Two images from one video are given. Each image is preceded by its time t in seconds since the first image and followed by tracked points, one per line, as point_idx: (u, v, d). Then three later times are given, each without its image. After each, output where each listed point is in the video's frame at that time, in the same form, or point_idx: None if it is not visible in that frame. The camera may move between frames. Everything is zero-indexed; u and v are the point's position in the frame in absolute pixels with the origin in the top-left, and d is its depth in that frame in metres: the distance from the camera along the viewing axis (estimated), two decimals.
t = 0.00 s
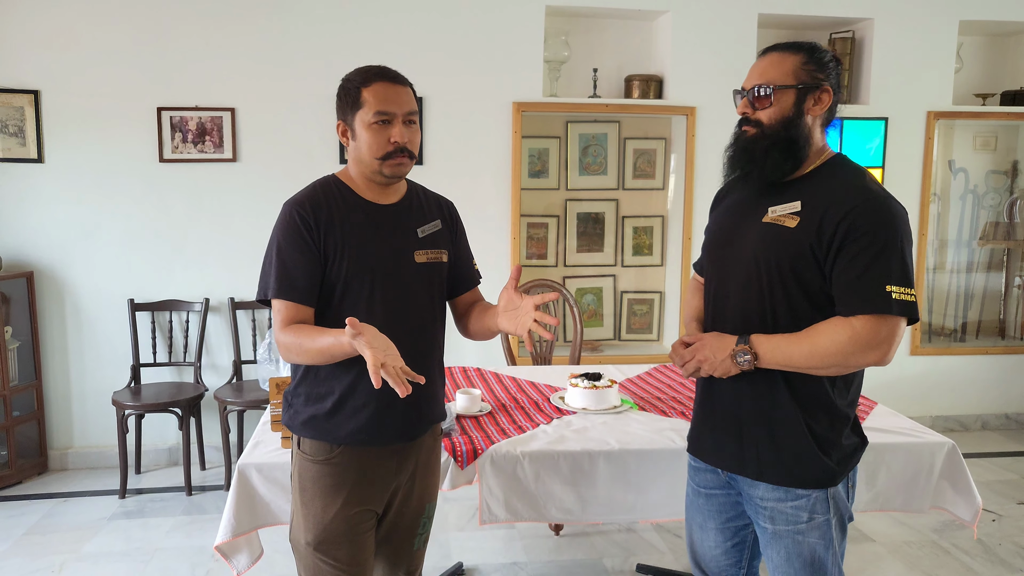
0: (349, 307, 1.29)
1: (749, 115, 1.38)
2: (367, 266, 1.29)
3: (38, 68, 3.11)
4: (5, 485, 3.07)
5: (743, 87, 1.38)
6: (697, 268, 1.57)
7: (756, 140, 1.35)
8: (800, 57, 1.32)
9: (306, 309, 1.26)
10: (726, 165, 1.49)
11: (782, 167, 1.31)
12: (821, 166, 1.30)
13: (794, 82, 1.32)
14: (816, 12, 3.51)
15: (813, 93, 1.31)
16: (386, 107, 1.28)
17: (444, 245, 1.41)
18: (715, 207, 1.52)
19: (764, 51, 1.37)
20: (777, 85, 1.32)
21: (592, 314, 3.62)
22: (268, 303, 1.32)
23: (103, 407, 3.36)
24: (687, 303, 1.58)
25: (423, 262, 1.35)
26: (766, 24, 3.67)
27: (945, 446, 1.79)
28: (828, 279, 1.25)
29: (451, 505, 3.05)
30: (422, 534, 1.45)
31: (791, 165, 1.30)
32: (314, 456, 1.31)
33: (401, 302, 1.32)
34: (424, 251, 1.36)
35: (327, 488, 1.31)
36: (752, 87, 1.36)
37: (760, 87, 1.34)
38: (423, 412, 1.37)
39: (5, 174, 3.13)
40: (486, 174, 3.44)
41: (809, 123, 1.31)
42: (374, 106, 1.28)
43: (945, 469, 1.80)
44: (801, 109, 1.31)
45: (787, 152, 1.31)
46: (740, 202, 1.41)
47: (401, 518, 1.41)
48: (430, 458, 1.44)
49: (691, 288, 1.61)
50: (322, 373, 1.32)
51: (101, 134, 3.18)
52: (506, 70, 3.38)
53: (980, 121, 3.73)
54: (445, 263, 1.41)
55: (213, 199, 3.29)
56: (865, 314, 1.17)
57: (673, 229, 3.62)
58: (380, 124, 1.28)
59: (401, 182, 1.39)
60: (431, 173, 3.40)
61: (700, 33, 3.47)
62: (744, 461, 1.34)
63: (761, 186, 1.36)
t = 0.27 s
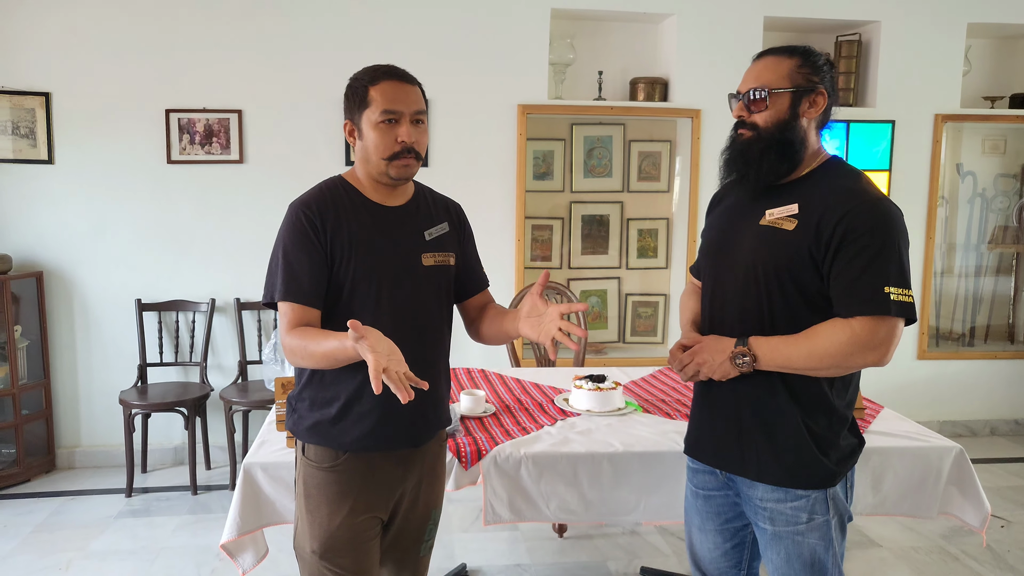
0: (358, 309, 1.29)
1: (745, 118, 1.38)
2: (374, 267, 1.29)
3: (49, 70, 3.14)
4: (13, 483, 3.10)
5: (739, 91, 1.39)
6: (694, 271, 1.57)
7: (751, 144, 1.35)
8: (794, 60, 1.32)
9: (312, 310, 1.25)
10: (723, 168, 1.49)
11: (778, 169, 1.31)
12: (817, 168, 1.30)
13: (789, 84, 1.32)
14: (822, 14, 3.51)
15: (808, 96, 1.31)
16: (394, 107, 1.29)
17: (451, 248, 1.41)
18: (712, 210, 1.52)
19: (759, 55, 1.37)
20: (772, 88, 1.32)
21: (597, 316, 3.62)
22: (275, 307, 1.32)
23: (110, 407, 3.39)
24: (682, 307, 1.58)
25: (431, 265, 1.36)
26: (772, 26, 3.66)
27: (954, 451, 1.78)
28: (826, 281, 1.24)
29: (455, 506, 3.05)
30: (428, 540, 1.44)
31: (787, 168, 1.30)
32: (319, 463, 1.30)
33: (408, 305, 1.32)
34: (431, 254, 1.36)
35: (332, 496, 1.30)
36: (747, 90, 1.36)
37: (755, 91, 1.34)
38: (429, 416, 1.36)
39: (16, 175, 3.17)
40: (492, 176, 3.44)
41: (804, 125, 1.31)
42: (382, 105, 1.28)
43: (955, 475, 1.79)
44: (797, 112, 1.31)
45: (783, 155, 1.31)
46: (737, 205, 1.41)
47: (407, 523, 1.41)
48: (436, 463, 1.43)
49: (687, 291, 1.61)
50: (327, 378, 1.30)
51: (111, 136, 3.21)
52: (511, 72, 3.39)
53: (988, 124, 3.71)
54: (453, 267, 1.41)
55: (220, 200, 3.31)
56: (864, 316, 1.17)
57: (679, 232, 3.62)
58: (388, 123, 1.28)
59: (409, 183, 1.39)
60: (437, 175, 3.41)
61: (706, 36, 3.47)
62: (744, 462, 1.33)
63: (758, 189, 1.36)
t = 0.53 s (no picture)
0: (358, 313, 1.25)
1: (743, 119, 1.39)
2: (375, 268, 1.25)
3: (52, 74, 3.16)
4: (18, 485, 3.11)
5: (736, 91, 1.39)
6: (691, 270, 1.59)
7: (749, 144, 1.36)
8: (791, 61, 1.33)
9: (310, 314, 1.20)
10: (721, 168, 1.50)
11: (774, 170, 1.33)
12: (813, 168, 1.31)
13: (785, 85, 1.33)
14: (821, 15, 3.52)
15: (805, 96, 1.33)
16: (396, 104, 1.24)
17: (452, 248, 1.37)
18: (709, 210, 1.53)
19: (756, 55, 1.38)
20: (769, 89, 1.33)
21: (599, 316, 3.64)
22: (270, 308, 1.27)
23: (114, 409, 3.40)
24: (681, 308, 1.59)
25: (433, 266, 1.32)
26: (772, 27, 3.68)
27: (954, 448, 1.79)
28: (824, 280, 1.25)
29: (458, 506, 3.06)
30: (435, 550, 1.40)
31: (784, 169, 1.33)
32: (321, 473, 1.25)
33: (410, 307, 1.28)
34: (432, 255, 1.32)
35: (335, 506, 1.25)
36: (744, 90, 1.37)
37: (753, 91, 1.35)
38: (434, 421, 1.32)
39: (20, 179, 3.18)
40: (493, 177, 3.46)
41: (801, 127, 1.33)
42: (382, 102, 1.24)
43: (955, 472, 1.80)
44: (793, 113, 1.33)
45: (781, 155, 1.32)
46: (733, 205, 1.42)
47: (413, 533, 1.36)
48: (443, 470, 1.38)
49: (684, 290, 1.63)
50: (329, 384, 1.25)
51: (113, 139, 3.23)
52: (512, 74, 3.40)
53: (988, 124, 3.72)
54: (454, 268, 1.37)
55: (223, 203, 3.33)
56: (861, 315, 1.18)
57: (679, 232, 3.63)
58: (388, 120, 1.24)
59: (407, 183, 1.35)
60: (438, 177, 3.42)
61: (706, 37, 3.48)
62: (745, 461, 1.34)
63: (755, 189, 1.38)
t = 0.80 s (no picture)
0: (355, 314, 1.23)
1: (747, 119, 1.39)
2: (370, 269, 1.23)
3: (53, 75, 3.16)
4: (19, 486, 3.11)
5: (740, 91, 1.40)
6: (695, 270, 1.59)
7: (752, 144, 1.36)
8: (797, 61, 1.33)
9: (306, 314, 1.17)
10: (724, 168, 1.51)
11: (777, 170, 1.33)
12: (818, 169, 1.32)
13: (791, 85, 1.33)
14: (822, 15, 3.52)
15: (810, 96, 1.33)
16: (402, 102, 1.23)
17: (447, 248, 1.37)
18: (713, 211, 1.54)
19: (761, 55, 1.38)
20: (774, 89, 1.33)
21: (601, 317, 3.64)
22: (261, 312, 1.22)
23: (116, 410, 3.40)
24: (684, 308, 1.60)
25: (427, 267, 1.31)
26: (773, 28, 3.68)
27: (955, 449, 1.79)
28: (833, 281, 1.25)
29: (460, 507, 3.07)
30: (437, 561, 1.37)
31: (786, 169, 1.33)
32: (318, 485, 1.23)
33: (408, 308, 1.28)
34: (427, 255, 1.32)
35: (331, 520, 1.23)
36: (749, 90, 1.37)
37: (758, 91, 1.35)
38: (431, 425, 1.31)
39: (21, 180, 3.19)
40: (495, 178, 3.46)
41: (805, 127, 1.33)
42: (388, 100, 1.22)
43: (956, 472, 1.80)
44: (798, 113, 1.33)
45: (784, 155, 1.32)
46: (739, 205, 1.42)
47: (413, 547, 1.33)
48: (442, 480, 1.37)
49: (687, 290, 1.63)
50: (323, 391, 1.23)
51: (115, 140, 3.23)
52: (513, 74, 3.40)
53: (989, 124, 3.72)
54: (449, 268, 1.37)
55: (224, 204, 3.33)
56: (871, 316, 1.18)
57: (681, 233, 3.63)
58: (395, 119, 1.22)
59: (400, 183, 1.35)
60: (440, 178, 3.42)
61: (708, 38, 3.48)
62: (752, 464, 1.34)
63: (759, 190, 1.38)
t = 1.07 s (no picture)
0: (347, 319, 1.20)
1: (756, 117, 1.40)
2: (362, 272, 1.21)
3: (51, 74, 3.14)
4: (17, 488, 3.10)
5: (752, 89, 1.41)
6: (704, 270, 1.60)
7: (761, 143, 1.37)
8: (809, 60, 1.34)
9: (294, 322, 1.13)
10: (733, 167, 1.51)
11: (786, 170, 1.33)
12: (830, 169, 1.32)
13: (802, 84, 1.33)
14: (822, 16, 3.53)
15: (821, 96, 1.33)
16: (402, 100, 1.22)
17: (439, 250, 1.35)
18: (721, 210, 1.54)
19: (773, 53, 1.39)
20: (784, 87, 1.34)
21: (600, 318, 3.64)
22: (246, 319, 1.17)
23: (114, 411, 3.39)
24: (692, 308, 1.61)
25: (421, 269, 1.30)
26: (773, 29, 3.69)
27: (953, 449, 1.80)
28: (846, 283, 1.26)
29: (460, 507, 3.06)
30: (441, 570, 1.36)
31: (795, 169, 1.33)
32: (312, 499, 1.20)
33: (401, 312, 1.25)
34: (419, 258, 1.30)
35: (329, 533, 1.20)
36: (760, 89, 1.38)
37: (769, 89, 1.36)
38: (426, 433, 1.29)
39: (19, 179, 3.17)
40: (494, 178, 3.46)
41: (816, 126, 1.33)
42: (389, 98, 1.21)
43: (954, 471, 1.81)
44: (809, 112, 1.33)
45: (792, 155, 1.33)
46: (750, 206, 1.42)
47: (411, 559, 1.31)
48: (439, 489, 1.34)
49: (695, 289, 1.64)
50: (315, 402, 1.19)
51: (113, 140, 3.22)
52: (513, 75, 3.40)
53: (988, 125, 3.73)
54: (441, 270, 1.35)
55: (223, 204, 3.32)
56: (886, 320, 1.18)
57: (681, 234, 3.63)
58: (395, 117, 1.21)
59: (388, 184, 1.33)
60: (439, 178, 3.42)
61: (708, 39, 3.49)
62: (763, 467, 1.34)
63: (769, 189, 1.38)
